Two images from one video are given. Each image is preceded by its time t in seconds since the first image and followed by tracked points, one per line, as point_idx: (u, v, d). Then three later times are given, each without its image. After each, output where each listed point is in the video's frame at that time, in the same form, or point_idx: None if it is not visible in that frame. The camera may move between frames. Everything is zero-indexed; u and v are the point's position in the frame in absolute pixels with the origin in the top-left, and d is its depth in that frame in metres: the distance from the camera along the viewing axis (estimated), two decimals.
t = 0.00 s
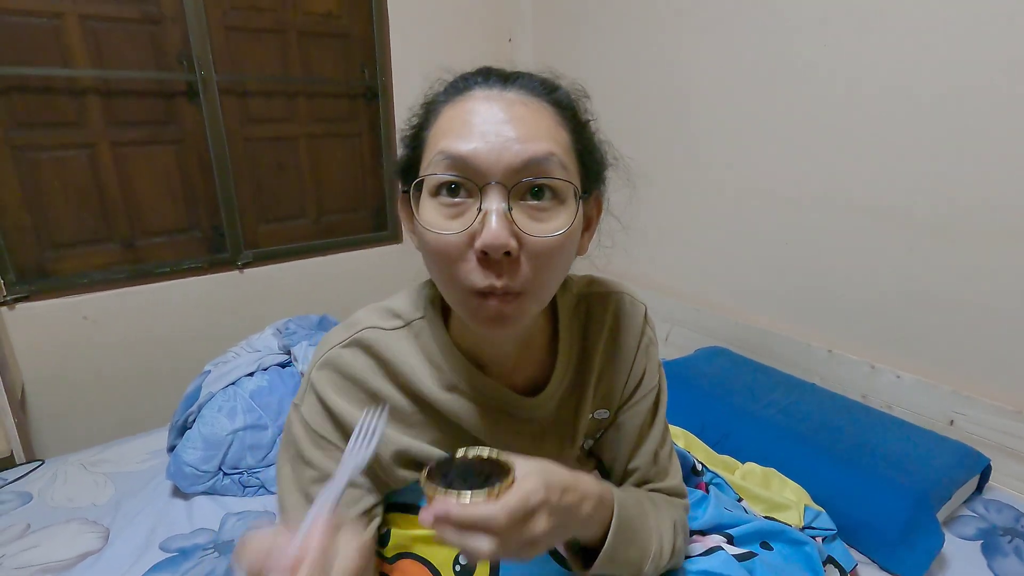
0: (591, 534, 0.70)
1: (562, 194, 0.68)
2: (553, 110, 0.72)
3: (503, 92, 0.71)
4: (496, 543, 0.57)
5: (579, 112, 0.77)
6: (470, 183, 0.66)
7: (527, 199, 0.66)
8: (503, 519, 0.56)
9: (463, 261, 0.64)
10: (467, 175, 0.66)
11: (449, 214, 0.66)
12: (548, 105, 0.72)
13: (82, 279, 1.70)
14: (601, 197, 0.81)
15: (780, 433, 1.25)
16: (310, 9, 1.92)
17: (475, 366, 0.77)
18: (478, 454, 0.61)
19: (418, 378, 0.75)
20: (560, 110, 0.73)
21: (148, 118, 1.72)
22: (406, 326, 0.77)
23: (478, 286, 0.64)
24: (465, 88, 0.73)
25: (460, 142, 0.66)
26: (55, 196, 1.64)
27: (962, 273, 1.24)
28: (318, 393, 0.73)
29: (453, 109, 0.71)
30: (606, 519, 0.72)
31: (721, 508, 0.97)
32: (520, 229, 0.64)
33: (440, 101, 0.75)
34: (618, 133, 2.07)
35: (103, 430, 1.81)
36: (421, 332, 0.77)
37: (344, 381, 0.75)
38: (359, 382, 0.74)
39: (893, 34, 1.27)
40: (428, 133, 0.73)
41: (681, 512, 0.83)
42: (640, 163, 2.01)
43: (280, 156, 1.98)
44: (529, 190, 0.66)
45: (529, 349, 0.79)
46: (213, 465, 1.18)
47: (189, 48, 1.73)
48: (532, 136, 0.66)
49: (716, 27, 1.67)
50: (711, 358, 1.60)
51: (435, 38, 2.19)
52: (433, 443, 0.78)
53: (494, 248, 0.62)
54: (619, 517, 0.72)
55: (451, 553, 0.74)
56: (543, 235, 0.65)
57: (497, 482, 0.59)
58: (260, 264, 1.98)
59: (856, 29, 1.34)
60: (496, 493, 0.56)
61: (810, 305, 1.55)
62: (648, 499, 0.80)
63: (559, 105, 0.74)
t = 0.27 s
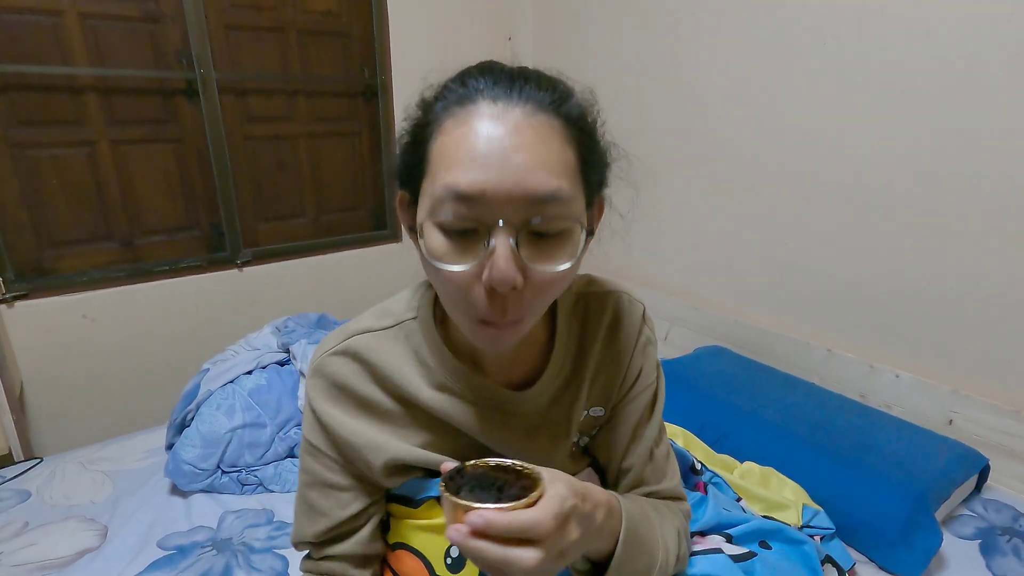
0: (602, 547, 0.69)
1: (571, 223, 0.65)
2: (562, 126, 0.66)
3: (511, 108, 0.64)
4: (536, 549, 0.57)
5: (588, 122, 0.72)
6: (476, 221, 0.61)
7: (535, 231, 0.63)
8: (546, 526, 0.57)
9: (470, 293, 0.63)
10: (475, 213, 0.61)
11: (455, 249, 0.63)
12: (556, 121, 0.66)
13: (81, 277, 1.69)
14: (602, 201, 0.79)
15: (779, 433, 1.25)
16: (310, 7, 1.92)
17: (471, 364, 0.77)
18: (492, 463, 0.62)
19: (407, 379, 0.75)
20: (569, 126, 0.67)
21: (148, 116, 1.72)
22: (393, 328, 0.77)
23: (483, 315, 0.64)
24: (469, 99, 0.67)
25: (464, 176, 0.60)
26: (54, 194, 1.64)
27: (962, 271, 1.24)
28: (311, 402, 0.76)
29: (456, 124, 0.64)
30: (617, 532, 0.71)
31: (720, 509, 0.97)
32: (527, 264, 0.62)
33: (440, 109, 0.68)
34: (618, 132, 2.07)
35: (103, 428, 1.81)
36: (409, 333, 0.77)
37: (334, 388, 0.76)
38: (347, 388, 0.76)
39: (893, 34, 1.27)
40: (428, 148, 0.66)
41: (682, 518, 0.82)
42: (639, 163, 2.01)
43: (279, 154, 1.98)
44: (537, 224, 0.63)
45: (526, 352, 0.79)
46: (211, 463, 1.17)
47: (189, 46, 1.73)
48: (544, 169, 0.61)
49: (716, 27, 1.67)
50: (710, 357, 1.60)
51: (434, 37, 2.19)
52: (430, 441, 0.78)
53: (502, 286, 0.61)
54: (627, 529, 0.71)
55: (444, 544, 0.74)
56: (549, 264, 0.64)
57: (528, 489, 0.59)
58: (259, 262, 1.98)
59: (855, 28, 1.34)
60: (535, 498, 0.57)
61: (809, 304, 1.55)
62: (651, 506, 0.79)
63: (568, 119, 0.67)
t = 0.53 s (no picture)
0: (609, 543, 0.69)
1: (574, 239, 0.66)
2: (565, 141, 0.66)
3: (513, 121, 0.63)
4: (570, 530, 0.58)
5: (590, 137, 0.71)
6: (480, 237, 0.62)
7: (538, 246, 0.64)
8: (580, 502, 0.57)
9: (472, 304, 0.64)
10: (478, 228, 0.61)
11: (459, 263, 0.63)
12: (560, 136, 0.65)
13: (81, 278, 1.70)
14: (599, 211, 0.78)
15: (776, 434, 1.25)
16: (311, 9, 1.93)
17: (465, 363, 0.78)
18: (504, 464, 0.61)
19: (399, 383, 0.75)
20: (572, 141, 0.67)
21: (148, 117, 1.72)
22: (387, 330, 0.77)
23: (486, 326, 0.65)
24: (469, 112, 0.65)
25: (468, 194, 0.60)
26: (55, 195, 1.64)
27: (959, 274, 1.25)
28: (306, 407, 0.76)
29: (457, 138, 0.63)
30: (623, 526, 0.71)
31: (716, 509, 0.97)
32: (531, 279, 0.63)
33: (439, 120, 0.67)
34: (617, 134, 2.08)
35: (102, 428, 1.81)
36: (402, 335, 0.77)
37: (328, 391, 0.77)
38: (340, 392, 0.76)
39: (890, 38, 1.28)
40: (428, 161, 0.65)
41: (678, 516, 0.83)
42: (638, 165, 2.01)
43: (280, 156, 1.99)
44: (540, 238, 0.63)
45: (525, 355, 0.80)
46: (210, 463, 1.18)
47: (190, 48, 1.74)
48: (548, 187, 0.61)
49: (715, 30, 1.67)
50: (708, 359, 1.60)
51: (434, 39, 2.20)
52: (428, 441, 0.79)
53: (504, 298, 0.62)
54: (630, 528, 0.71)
55: (440, 545, 0.75)
56: (551, 278, 0.65)
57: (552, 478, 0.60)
58: (259, 264, 1.98)
59: (853, 32, 1.35)
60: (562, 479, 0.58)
61: (807, 306, 1.55)
62: (649, 503, 0.80)
63: (572, 134, 0.67)
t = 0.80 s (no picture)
0: (591, 503, 0.70)
1: (578, 274, 0.66)
2: (572, 164, 0.64)
3: (520, 149, 0.61)
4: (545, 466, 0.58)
5: (600, 156, 0.70)
6: (484, 275, 0.62)
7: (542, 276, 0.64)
8: (546, 432, 0.58)
9: (473, 328, 0.66)
10: (482, 265, 0.61)
11: (461, 296, 0.63)
12: (568, 158, 0.64)
13: (85, 274, 1.70)
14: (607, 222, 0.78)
15: (777, 435, 1.25)
16: (315, 8, 1.94)
17: (467, 363, 0.77)
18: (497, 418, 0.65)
19: (401, 378, 0.76)
20: (580, 163, 0.66)
21: (153, 114, 1.73)
22: (390, 329, 0.78)
23: (488, 345, 0.67)
24: (474, 136, 0.63)
25: (473, 234, 0.59)
26: (60, 191, 1.65)
27: (962, 276, 1.24)
28: (309, 405, 0.77)
29: (462, 166, 0.61)
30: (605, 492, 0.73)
31: (715, 509, 0.98)
32: (535, 309, 0.64)
33: (443, 142, 0.65)
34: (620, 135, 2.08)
35: (106, 424, 1.82)
36: (405, 334, 0.78)
37: (332, 389, 0.77)
38: (343, 390, 0.77)
39: (894, 39, 1.28)
40: (432, 187, 0.64)
41: (673, 505, 0.85)
42: (641, 166, 2.02)
43: (284, 154, 2.00)
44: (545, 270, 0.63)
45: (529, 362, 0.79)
46: (212, 459, 1.18)
47: (195, 45, 1.74)
48: (554, 222, 0.60)
49: (718, 30, 1.68)
50: (710, 360, 1.60)
51: (438, 38, 2.20)
52: (430, 437, 0.79)
53: (507, 328, 0.64)
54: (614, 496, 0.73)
55: (440, 542, 0.75)
56: (556, 307, 0.66)
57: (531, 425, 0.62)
58: (262, 261, 1.99)
59: (857, 34, 1.35)
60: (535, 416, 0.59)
61: (809, 308, 1.55)
62: (645, 491, 0.81)
63: (580, 156, 0.66)
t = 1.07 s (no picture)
0: (585, 486, 0.72)
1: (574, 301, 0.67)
2: (574, 188, 0.65)
3: (518, 176, 0.61)
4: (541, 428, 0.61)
5: (605, 176, 0.69)
6: (479, 302, 0.64)
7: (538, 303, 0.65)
8: (543, 395, 0.60)
9: (467, 345, 0.68)
10: (476, 289, 0.63)
11: (455, 315, 0.65)
12: (570, 183, 0.64)
13: (91, 272, 1.72)
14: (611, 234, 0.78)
15: (778, 438, 1.26)
16: (322, 10, 1.95)
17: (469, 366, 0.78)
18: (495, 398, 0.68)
19: (404, 379, 0.77)
20: (582, 186, 0.66)
21: (161, 114, 1.75)
22: (392, 330, 0.79)
23: (484, 362, 0.70)
24: (473, 160, 0.64)
25: (468, 265, 0.61)
26: (68, 190, 1.66)
27: (964, 281, 1.25)
28: (313, 404, 0.77)
29: (460, 191, 0.62)
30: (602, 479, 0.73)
31: (714, 510, 0.98)
32: (528, 334, 0.66)
33: (442, 163, 0.65)
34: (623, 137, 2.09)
35: (110, 421, 1.83)
36: (407, 335, 0.79)
37: (335, 389, 0.78)
38: (346, 390, 0.78)
39: (897, 44, 1.29)
40: (431, 209, 0.65)
41: (671, 505, 0.85)
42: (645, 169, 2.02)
43: (289, 154, 2.01)
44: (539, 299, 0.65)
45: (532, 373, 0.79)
46: (216, 457, 1.19)
47: (203, 47, 1.76)
48: (550, 250, 0.61)
49: (723, 34, 1.68)
50: (711, 362, 1.61)
51: (443, 41, 2.21)
52: (432, 437, 0.80)
53: (499, 348, 0.66)
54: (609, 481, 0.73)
55: (441, 542, 0.76)
56: (550, 331, 0.67)
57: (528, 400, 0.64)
58: (266, 261, 2.00)
59: (860, 38, 1.35)
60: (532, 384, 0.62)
61: (811, 311, 1.56)
62: (644, 490, 0.82)
63: (583, 180, 0.66)
